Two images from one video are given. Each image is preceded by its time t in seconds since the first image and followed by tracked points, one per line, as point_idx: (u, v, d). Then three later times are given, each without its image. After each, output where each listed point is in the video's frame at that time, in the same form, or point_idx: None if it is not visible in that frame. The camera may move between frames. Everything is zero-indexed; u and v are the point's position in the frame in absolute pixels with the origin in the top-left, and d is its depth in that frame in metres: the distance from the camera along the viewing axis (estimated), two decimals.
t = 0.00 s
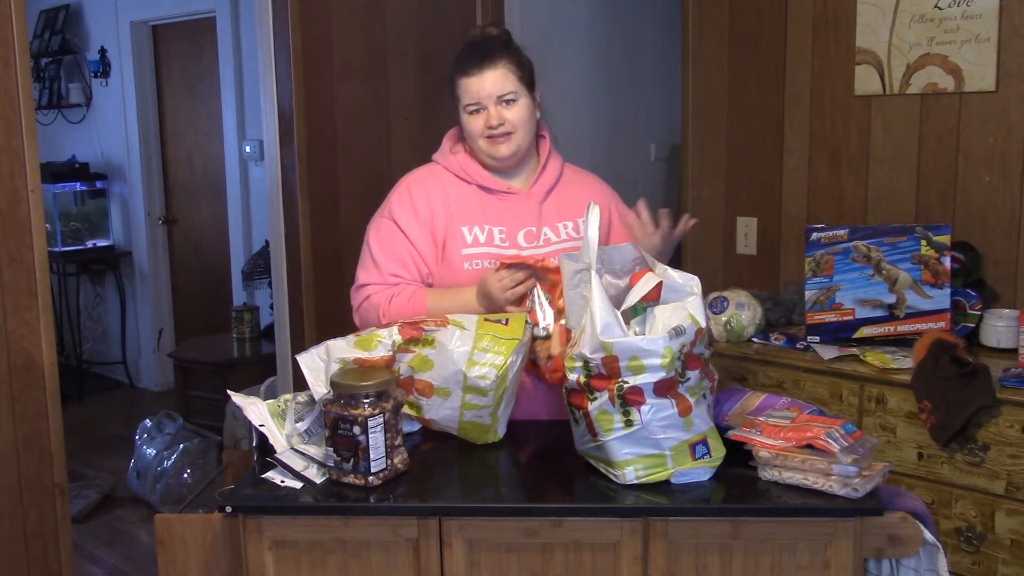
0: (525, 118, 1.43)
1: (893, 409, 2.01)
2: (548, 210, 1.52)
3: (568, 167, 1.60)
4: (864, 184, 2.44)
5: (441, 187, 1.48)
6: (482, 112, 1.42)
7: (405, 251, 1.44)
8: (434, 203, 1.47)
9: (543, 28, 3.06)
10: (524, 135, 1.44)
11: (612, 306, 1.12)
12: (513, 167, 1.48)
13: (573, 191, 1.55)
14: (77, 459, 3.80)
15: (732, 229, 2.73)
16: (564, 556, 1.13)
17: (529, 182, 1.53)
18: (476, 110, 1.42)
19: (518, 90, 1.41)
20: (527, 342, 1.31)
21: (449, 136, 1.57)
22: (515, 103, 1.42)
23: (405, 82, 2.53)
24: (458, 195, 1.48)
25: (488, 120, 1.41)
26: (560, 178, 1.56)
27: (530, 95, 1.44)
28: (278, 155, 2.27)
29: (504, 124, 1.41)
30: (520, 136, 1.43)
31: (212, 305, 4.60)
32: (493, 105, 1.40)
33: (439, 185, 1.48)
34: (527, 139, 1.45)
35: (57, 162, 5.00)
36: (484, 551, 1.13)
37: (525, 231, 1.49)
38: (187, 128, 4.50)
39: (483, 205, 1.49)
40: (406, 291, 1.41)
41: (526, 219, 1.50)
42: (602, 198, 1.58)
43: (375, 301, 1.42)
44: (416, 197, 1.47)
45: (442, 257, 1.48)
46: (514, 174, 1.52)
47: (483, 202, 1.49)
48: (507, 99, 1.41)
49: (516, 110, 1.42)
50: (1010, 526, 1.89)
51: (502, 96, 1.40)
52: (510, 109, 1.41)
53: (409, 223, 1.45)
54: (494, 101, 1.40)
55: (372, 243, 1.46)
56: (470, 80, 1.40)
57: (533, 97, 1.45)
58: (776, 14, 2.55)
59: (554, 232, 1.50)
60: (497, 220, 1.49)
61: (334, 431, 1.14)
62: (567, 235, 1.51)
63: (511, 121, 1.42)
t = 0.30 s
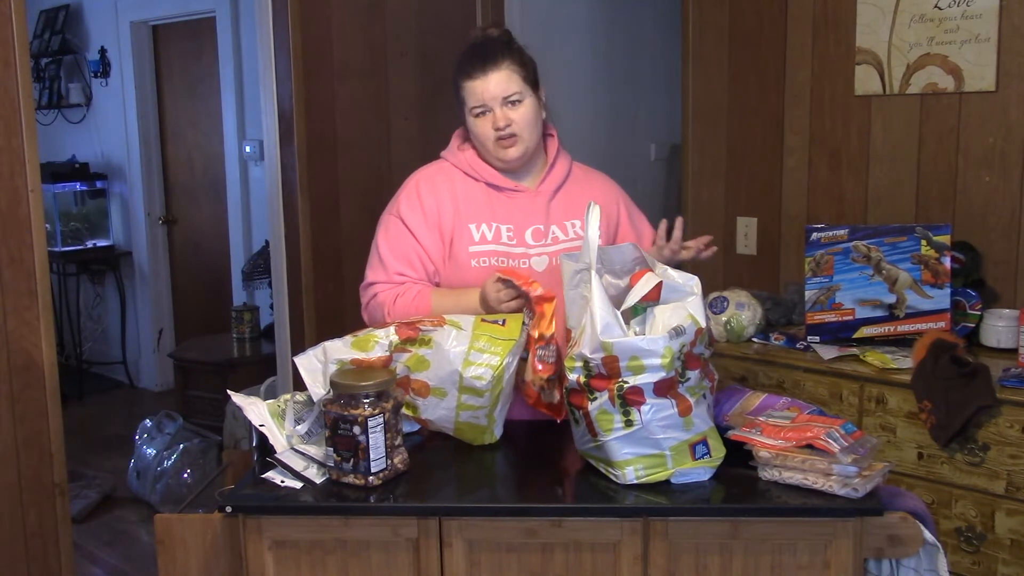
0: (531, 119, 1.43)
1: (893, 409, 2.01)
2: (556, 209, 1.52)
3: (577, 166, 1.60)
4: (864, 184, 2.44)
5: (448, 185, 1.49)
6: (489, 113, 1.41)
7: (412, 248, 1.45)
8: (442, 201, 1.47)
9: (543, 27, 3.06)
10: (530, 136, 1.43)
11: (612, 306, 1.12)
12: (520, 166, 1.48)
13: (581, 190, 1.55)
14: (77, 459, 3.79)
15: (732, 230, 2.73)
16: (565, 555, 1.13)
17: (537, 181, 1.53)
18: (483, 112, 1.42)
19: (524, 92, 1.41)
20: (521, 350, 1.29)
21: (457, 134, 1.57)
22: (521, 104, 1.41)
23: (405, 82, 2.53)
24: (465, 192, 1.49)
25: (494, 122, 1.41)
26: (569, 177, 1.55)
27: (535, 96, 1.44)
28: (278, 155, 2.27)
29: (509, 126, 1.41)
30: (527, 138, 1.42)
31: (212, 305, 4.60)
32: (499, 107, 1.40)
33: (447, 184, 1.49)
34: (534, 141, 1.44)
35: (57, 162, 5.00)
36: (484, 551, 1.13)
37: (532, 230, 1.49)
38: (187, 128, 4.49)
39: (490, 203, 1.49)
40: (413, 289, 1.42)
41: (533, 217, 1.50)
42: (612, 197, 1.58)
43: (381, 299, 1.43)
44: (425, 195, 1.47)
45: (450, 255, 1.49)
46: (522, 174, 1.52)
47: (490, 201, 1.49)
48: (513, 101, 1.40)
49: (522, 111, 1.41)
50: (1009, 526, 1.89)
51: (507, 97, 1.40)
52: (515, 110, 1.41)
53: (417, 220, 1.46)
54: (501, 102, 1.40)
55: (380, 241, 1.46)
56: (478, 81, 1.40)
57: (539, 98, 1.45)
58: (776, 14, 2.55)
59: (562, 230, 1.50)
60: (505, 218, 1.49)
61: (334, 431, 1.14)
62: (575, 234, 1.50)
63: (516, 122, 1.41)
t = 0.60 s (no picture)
0: (548, 121, 1.43)
1: (893, 409, 2.01)
2: (568, 208, 1.52)
3: (590, 167, 1.60)
4: (864, 184, 2.44)
5: (460, 186, 1.50)
6: (506, 114, 1.41)
7: (424, 247, 1.46)
8: (454, 201, 1.49)
9: (543, 27, 3.06)
10: (545, 137, 1.43)
11: (612, 306, 1.12)
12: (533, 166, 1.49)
13: (593, 189, 1.55)
14: (77, 459, 3.80)
15: (732, 230, 2.73)
16: (564, 555, 1.13)
17: (549, 180, 1.53)
18: (500, 112, 1.41)
19: (542, 93, 1.40)
20: (507, 355, 1.28)
21: (470, 134, 1.57)
22: (540, 106, 1.41)
23: (405, 82, 2.53)
24: (477, 192, 1.50)
25: (511, 122, 1.41)
26: (581, 178, 1.56)
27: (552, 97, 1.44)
28: (278, 155, 2.27)
29: (526, 126, 1.41)
30: (542, 139, 1.42)
31: (212, 305, 4.60)
32: (517, 108, 1.40)
33: (459, 184, 1.50)
34: (548, 142, 1.44)
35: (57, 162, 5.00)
36: (484, 551, 1.13)
37: (544, 229, 1.49)
38: (187, 128, 4.49)
39: (502, 202, 1.50)
40: (426, 288, 1.42)
41: (545, 216, 1.50)
42: (625, 198, 1.58)
43: (396, 298, 1.44)
44: (437, 195, 1.49)
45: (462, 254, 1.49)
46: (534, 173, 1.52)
47: (502, 200, 1.50)
48: (530, 102, 1.40)
49: (539, 113, 1.41)
50: (1009, 526, 1.89)
51: (525, 98, 1.39)
52: (534, 112, 1.41)
53: (429, 219, 1.47)
54: (518, 103, 1.39)
55: (394, 241, 1.47)
56: (496, 81, 1.39)
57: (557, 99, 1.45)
58: (776, 14, 2.55)
59: (573, 230, 1.50)
60: (516, 217, 1.50)
61: (334, 431, 1.14)
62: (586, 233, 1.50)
63: (533, 123, 1.41)
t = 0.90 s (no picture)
0: (559, 126, 1.43)
1: (893, 409, 2.01)
2: (578, 209, 1.52)
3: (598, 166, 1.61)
4: (864, 184, 2.44)
5: (470, 187, 1.50)
6: (518, 119, 1.41)
7: (435, 247, 1.45)
8: (464, 202, 1.48)
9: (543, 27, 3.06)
10: (556, 141, 1.43)
11: (612, 306, 1.12)
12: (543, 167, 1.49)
13: (602, 189, 1.56)
14: (77, 459, 3.79)
15: (732, 230, 2.73)
16: (564, 555, 1.13)
17: (558, 180, 1.53)
18: (512, 117, 1.41)
19: (554, 100, 1.40)
20: (502, 355, 1.25)
21: (479, 135, 1.58)
22: (551, 111, 1.41)
23: (405, 82, 2.53)
24: (487, 193, 1.50)
25: (522, 127, 1.41)
26: (590, 178, 1.56)
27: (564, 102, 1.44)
28: (278, 155, 2.27)
29: (537, 132, 1.41)
30: (552, 145, 1.43)
31: (211, 305, 4.60)
32: (529, 114, 1.39)
33: (469, 185, 1.50)
34: (558, 147, 1.45)
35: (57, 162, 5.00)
36: (484, 551, 1.13)
37: (554, 230, 1.50)
38: (187, 128, 4.49)
39: (511, 202, 1.50)
40: (442, 291, 1.42)
41: (554, 217, 1.50)
42: (635, 198, 1.58)
43: (414, 303, 1.41)
44: (449, 196, 1.49)
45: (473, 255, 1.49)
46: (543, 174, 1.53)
47: (512, 201, 1.50)
48: (542, 109, 1.40)
49: (551, 119, 1.41)
50: (1009, 526, 1.89)
51: (538, 105, 1.39)
52: (545, 117, 1.41)
53: (439, 220, 1.47)
54: (531, 109, 1.39)
55: (406, 242, 1.47)
56: (508, 85, 1.39)
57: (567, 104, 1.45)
58: (776, 14, 2.55)
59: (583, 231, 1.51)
60: (526, 218, 1.50)
61: (334, 431, 1.14)
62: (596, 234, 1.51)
63: (545, 129, 1.41)
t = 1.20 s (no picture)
0: (556, 128, 1.42)
1: (893, 409, 2.01)
2: (579, 210, 1.52)
3: (601, 165, 1.60)
4: (864, 184, 2.44)
5: (470, 190, 1.50)
6: (513, 122, 1.41)
7: (433, 252, 1.46)
8: (463, 206, 1.49)
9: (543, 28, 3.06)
10: (552, 143, 1.43)
11: (613, 306, 1.12)
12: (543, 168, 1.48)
13: (604, 190, 1.55)
14: (77, 458, 3.79)
15: (732, 230, 2.73)
16: (564, 555, 1.13)
17: (560, 180, 1.53)
18: (508, 119, 1.41)
19: (550, 102, 1.39)
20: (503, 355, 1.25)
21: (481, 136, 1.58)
22: (547, 114, 1.40)
23: (405, 82, 2.53)
24: (486, 196, 1.50)
25: (517, 130, 1.41)
26: (593, 177, 1.56)
27: (563, 103, 1.43)
28: (278, 155, 2.26)
29: (533, 134, 1.41)
30: (549, 145, 1.43)
31: (211, 305, 4.60)
32: (524, 117, 1.39)
33: (469, 188, 1.50)
34: (556, 148, 1.44)
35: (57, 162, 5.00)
36: (484, 550, 1.13)
37: (555, 231, 1.50)
38: (187, 128, 4.49)
39: (511, 205, 1.50)
40: (435, 293, 1.42)
41: (555, 218, 1.50)
42: (638, 198, 1.58)
43: (407, 306, 1.42)
44: (447, 200, 1.49)
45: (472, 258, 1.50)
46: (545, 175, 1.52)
47: (512, 203, 1.50)
48: (537, 111, 1.39)
49: (547, 121, 1.41)
50: (1009, 526, 1.89)
51: (532, 107, 1.38)
52: (541, 120, 1.40)
53: (437, 225, 1.47)
54: (526, 112, 1.39)
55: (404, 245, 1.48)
56: (503, 89, 1.39)
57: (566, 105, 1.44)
58: (776, 14, 2.55)
59: (584, 231, 1.51)
60: (526, 220, 1.50)
61: (334, 431, 1.14)
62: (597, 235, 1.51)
63: (541, 131, 1.41)
